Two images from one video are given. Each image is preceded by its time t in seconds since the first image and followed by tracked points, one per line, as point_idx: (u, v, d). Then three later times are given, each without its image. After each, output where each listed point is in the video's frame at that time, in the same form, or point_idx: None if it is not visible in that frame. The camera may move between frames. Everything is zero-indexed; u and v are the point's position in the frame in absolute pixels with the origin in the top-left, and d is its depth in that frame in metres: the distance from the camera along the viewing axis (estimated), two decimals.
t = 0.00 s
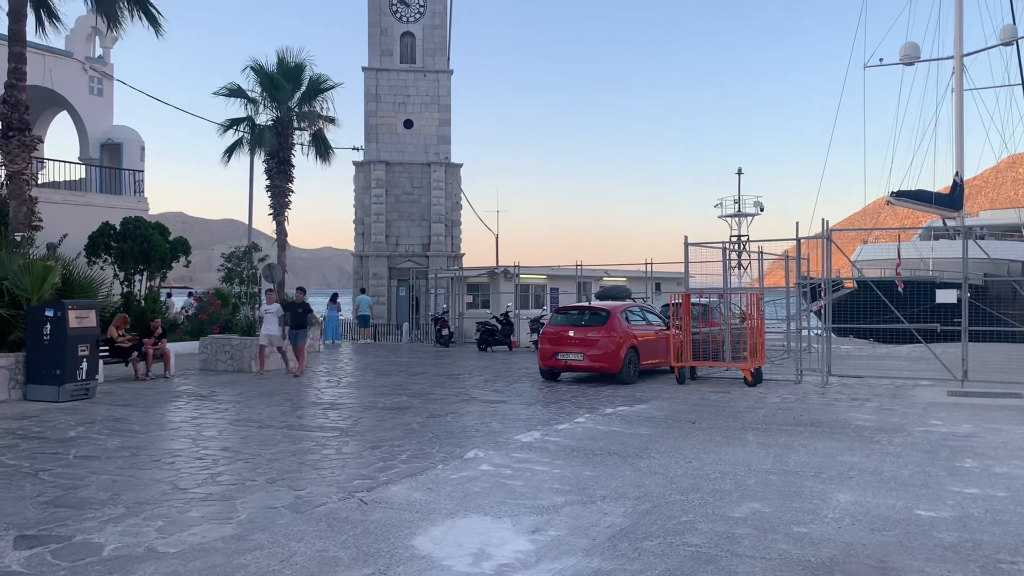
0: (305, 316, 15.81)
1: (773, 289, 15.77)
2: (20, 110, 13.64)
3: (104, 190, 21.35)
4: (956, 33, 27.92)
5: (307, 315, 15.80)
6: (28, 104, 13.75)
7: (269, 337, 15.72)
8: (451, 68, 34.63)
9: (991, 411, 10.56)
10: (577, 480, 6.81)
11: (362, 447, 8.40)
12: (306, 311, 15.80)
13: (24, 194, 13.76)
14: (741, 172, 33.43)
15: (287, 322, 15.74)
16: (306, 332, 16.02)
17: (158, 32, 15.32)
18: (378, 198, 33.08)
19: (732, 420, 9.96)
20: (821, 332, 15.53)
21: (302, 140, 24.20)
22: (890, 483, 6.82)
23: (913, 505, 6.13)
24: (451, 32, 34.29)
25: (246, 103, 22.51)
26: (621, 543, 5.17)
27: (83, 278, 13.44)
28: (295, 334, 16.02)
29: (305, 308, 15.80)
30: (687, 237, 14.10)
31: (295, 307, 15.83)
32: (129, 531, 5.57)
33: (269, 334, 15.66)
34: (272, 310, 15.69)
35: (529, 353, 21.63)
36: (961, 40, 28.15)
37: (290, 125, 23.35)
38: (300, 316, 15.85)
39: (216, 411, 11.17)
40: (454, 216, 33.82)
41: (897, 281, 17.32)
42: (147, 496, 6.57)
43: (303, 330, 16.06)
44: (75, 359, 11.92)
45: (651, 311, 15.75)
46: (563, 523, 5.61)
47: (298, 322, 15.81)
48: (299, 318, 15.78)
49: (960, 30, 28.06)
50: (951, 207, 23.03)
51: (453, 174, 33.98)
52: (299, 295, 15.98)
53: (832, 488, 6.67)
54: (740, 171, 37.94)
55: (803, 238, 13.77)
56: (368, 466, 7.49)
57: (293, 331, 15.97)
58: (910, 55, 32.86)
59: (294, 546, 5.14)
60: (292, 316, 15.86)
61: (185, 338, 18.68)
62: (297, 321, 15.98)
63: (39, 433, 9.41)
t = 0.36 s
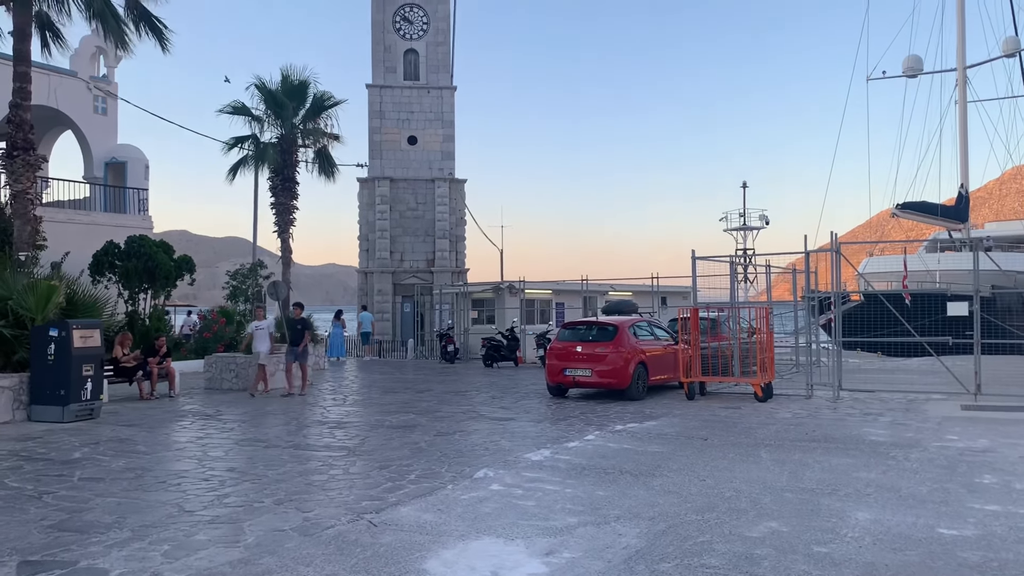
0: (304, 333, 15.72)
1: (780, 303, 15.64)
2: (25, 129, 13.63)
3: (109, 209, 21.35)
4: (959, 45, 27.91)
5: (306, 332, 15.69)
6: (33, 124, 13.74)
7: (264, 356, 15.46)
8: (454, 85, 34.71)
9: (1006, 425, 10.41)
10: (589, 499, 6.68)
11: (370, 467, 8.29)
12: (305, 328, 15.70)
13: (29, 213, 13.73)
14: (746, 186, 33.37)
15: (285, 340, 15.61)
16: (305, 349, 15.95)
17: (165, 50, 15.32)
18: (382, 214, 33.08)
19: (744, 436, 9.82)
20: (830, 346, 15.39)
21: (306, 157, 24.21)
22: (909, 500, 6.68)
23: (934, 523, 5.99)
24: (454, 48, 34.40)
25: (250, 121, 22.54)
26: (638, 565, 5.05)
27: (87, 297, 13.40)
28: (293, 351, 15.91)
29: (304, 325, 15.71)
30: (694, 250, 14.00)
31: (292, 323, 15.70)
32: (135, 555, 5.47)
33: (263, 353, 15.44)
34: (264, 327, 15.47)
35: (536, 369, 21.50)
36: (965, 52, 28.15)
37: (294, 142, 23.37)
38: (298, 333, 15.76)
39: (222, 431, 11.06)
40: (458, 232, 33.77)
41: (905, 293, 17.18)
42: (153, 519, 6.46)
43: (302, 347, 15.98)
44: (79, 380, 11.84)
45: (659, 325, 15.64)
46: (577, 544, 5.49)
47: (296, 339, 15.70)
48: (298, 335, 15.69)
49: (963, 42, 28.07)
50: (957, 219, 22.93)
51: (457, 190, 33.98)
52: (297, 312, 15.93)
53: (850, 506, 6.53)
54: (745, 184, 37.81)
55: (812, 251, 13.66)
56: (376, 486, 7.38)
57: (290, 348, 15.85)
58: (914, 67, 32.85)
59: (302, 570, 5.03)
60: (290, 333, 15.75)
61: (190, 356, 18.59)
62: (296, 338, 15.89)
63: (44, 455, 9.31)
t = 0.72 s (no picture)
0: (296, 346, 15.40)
1: (785, 315, 15.52)
2: (31, 140, 13.65)
3: (113, 219, 21.36)
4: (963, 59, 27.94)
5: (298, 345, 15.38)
6: (39, 135, 13.77)
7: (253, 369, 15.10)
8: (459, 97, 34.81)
9: (1015, 441, 10.32)
10: (595, 514, 6.62)
11: (374, 480, 8.23)
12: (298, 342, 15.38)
13: (34, 224, 13.73)
14: (750, 199, 33.31)
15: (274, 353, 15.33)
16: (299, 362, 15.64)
17: (170, 62, 15.35)
18: (386, 226, 33.11)
19: (750, 450, 9.75)
20: (836, 360, 15.28)
21: (311, 169, 24.25)
22: (919, 517, 6.61)
23: (945, 541, 5.92)
24: (459, 61, 34.52)
25: (255, 132, 22.60)
26: None
27: (91, 307, 13.37)
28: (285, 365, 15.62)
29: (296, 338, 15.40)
30: (699, 263, 13.94)
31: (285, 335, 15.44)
32: (137, 569, 5.41)
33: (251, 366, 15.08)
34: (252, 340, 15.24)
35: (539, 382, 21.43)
36: (969, 66, 28.17)
37: (299, 154, 23.42)
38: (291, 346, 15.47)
39: (225, 443, 11.00)
40: (462, 244, 33.75)
41: (911, 307, 17.09)
42: (155, 531, 6.41)
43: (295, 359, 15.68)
44: (82, 391, 11.81)
45: (664, 338, 15.57)
46: (584, 560, 5.43)
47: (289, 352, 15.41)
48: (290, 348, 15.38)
49: (967, 56, 28.09)
50: (962, 233, 22.88)
51: (461, 202, 34.02)
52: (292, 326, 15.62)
53: (859, 522, 6.46)
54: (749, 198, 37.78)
55: (818, 264, 13.59)
56: (380, 499, 7.32)
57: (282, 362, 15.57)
58: (918, 82, 32.88)
59: None
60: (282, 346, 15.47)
61: (194, 367, 18.55)
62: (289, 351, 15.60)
63: (46, 466, 9.27)
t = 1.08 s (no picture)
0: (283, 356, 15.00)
1: (785, 327, 15.48)
2: (32, 146, 13.67)
3: (114, 226, 21.36)
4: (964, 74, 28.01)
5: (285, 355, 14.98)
6: (40, 141, 13.80)
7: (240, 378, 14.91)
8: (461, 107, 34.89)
9: (1016, 456, 10.27)
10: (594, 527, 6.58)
11: (372, 490, 8.19)
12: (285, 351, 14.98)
13: (35, 230, 13.72)
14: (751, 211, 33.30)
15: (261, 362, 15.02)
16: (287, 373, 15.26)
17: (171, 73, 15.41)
18: (387, 235, 33.11)
19: (751, 464, 9.70)
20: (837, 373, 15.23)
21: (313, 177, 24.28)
22: (919, 532, 6.57)
23: (946, 557, 5.88)
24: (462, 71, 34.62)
25: (257, 140, 22.64)
26: None
27: (90, 314, 13.36)
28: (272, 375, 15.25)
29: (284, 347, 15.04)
30: (700, 275, 13.91)
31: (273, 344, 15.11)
32: None
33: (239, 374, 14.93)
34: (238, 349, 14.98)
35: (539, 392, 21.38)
36: (970, 81, 28.23)
37: (301, 162, 23.46)
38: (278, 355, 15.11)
39: (223, 451, 10.96)
40: (463, 253, 33.73)
41: (912, 320, 17.03)
42: (152, 540, 6.38)
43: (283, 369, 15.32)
44: (80, 397, 11.78)
45: (664, 350, 15.54)
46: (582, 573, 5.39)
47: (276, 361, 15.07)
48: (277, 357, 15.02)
49: (969, 71, 28.15)
50: (963, 246, 22.86)
51: (462, 212, 34.05)
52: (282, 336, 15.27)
53: (859, 537, 6.42)
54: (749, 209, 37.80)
55: (818, 277, 13.56)
56: (378, 510, 7.28)
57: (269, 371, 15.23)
58: (919, 95, 32.95)
59: None
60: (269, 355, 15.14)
61: (193, 374, 18.52)
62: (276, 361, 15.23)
63: (43, 473, 9.23)
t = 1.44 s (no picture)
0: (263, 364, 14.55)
1: (778, 335, 15.48)
2: (24, 151, 13.58)
3: (106, 232, 21.27)
4: (955, 84, 28.18)
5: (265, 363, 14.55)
6: (32, 146, 13.72)
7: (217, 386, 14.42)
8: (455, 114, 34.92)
9: (1008, 466, 10.28)
10: (586, 536, 6.55)
11: (362, 499, 8.14)
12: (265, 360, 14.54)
13: (25, 235, 13.62)
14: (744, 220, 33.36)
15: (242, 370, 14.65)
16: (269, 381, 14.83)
17: (161, 79, 15.36)
18: (381, 242, 33.07)
19: (743, 472, 9.70)
20: (829, 381, 15.23)
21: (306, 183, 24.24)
22: (912, 543, 6.55)
23: (938, 567, 5.87)
24: (455, 78, 34.66)
25: (250, 146, 22.59)
26: None
27: (81, 320, 13.27)
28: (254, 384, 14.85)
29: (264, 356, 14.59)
30: (692, 283, 13.90)
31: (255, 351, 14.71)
32: None
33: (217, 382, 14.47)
34: (217, 356, 14.66)
35: (532, 400, 21.34)
36: (962, 91, 28.41)
37: (294, 168, 23.43)
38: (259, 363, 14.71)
39: (213, 459, 10.89)
40: (456, 260, 33.69)
41: (904, 329, 17.04)
42: (140, 549, 6.32)
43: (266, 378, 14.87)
44: (70, 404, 11.69)
45: (656, 358, 15.52)
46: None
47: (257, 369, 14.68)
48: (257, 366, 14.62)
49: (960, 81, 28.32)
50: (955, 256, 22.95)
51: (456, 219, 34.04)
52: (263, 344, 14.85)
53: (852, 547, 6.40)
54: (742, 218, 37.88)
55: (811, 286, 13.55)
56: (368, 519, 7.24)
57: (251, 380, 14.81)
58: (911, 105, 33.12)
59: None
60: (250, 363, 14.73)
61: (184, 381, 18.40)
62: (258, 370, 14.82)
63: (30, 480, 9.15)
